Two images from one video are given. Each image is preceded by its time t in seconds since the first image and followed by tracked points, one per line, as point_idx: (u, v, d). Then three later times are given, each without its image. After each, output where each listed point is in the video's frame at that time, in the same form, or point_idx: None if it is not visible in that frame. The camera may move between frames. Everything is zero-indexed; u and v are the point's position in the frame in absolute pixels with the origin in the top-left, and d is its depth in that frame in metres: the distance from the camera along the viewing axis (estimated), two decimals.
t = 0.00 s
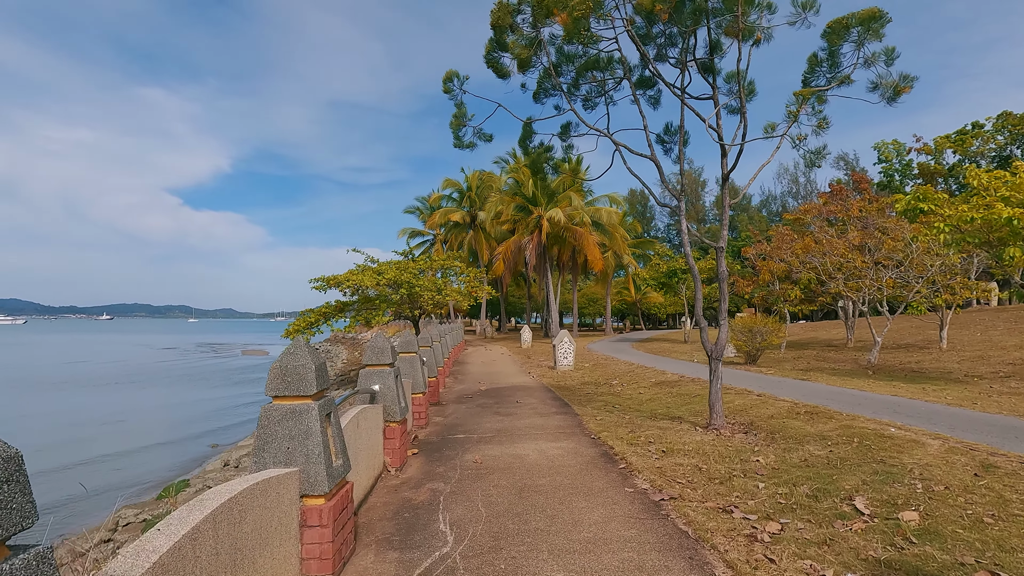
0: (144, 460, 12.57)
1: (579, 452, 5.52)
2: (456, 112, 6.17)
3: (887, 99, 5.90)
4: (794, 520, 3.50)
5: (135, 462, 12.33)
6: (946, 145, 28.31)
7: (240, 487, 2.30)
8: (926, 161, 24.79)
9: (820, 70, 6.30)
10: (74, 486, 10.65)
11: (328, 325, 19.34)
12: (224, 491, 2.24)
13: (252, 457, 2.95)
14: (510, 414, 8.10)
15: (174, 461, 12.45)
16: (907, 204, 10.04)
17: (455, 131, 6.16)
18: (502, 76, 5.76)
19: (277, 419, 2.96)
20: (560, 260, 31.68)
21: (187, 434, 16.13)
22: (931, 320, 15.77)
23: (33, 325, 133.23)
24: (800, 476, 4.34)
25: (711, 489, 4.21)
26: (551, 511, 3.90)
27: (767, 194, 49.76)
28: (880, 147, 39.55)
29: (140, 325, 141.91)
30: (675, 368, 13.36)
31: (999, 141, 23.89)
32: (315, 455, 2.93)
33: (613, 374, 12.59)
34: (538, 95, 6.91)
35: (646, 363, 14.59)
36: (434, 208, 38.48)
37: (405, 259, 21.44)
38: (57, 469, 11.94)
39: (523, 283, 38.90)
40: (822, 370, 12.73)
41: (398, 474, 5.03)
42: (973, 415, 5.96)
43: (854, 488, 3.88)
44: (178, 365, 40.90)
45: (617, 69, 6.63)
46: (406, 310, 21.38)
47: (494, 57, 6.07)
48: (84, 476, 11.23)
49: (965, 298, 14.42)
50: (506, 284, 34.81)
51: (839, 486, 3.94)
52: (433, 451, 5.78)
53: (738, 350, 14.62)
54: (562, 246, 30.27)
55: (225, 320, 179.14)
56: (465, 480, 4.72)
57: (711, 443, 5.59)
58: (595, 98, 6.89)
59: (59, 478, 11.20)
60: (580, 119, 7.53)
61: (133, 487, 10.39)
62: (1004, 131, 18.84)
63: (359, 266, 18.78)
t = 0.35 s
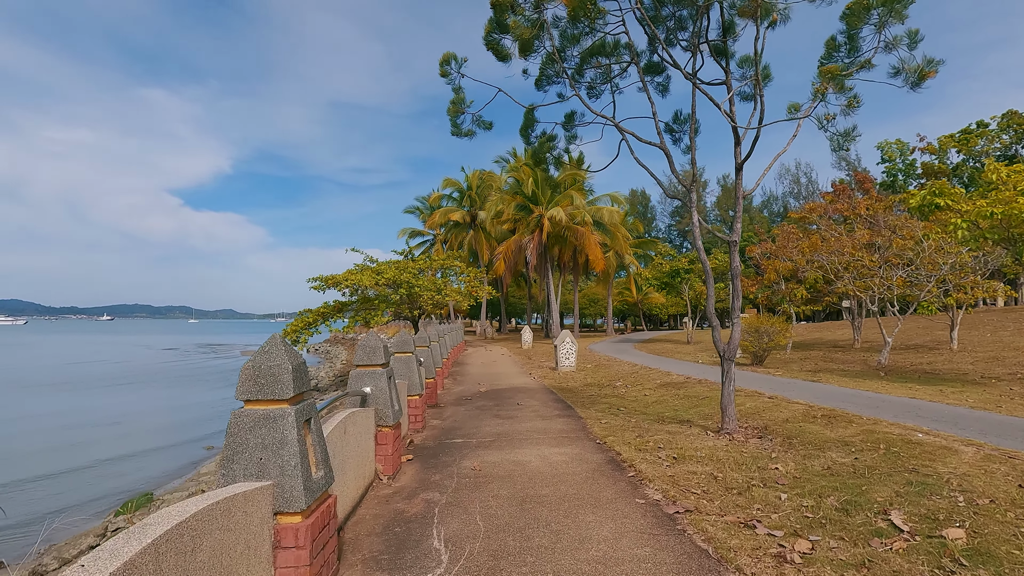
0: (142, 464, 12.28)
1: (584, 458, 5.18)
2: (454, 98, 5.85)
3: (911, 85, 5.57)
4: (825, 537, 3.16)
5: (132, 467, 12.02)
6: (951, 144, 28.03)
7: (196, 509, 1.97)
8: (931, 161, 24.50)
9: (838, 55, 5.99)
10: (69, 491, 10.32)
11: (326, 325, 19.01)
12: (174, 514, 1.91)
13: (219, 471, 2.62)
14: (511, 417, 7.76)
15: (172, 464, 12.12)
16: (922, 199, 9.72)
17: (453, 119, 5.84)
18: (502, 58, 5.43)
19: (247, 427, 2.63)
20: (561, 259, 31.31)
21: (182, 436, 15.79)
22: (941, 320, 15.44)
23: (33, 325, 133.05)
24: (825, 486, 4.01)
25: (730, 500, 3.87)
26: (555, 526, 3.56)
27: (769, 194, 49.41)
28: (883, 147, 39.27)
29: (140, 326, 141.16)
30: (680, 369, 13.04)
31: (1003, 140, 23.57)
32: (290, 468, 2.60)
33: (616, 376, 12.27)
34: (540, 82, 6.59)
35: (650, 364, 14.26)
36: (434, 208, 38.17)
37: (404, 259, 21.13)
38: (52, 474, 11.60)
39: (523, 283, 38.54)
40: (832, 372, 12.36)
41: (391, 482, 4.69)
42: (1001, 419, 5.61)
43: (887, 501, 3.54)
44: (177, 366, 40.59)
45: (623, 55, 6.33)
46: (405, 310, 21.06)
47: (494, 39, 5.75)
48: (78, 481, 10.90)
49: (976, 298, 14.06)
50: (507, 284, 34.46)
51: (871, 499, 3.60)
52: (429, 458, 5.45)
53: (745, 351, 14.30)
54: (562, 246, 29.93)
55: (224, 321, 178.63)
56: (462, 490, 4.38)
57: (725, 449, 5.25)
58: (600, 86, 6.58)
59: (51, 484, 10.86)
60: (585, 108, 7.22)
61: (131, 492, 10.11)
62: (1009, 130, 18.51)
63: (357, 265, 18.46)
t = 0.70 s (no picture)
0: (141, 467, 11.99)
1: (588, 473, 4.83)
2: (448, 86, 5.49)
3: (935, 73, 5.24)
4: (861, 571, 2.81)
5: (131, 471, 11.73)
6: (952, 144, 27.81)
7: (124, 564, 1.63)
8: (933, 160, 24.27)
9: (856, 43, 5.66)
10: (65, 499, 10.00)
11: (322, 326, 18.63)
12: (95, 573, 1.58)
13: (169, 503, 2.27)
14: (510, 424, 7.42)
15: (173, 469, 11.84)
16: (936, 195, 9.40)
17: (447, 109, 5.48)
18: (499, 43, 5.08)
19: (204, 454, 2.30)
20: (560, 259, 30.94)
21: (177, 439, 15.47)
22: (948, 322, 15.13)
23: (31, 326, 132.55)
24: (853, 508, 3.66)
25: (749, 524, 3.52)
26: (557, 555, 3.21)
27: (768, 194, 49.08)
28: (884, 146, 39.03)
29: (138, 326, 140.64)
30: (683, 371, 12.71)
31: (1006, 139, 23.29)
32: (253, 500, 2.27)
33: (617, 379, 11.94)
34: (540, 72, 6.24)
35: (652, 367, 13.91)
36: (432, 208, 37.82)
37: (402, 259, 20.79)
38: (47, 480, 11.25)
39: (522, 283, 38.19)
40: (840, 375, 12.01)
41: (379, 501, 4.33)
42: None
43: (925, 527, 3.20)
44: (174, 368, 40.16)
45: (628, 43, 5.98)
46: (403, 311, 20.71)
47: (491, 23, 5.40)
48: (71, 488, 10.58)
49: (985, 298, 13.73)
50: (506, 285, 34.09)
51: (907, 524, 3.26)
52: (422, 471, 5.10)
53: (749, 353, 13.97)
54: (561, 246, 29.58)
55: (222, 321, 178.03)
56: (455, 509, 4.03)
57: (738, 462, 4.91)
58: (603, 76, 6.25)
59: (43, 491, 10.52)
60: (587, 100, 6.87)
61: (129, 498, 9.82)
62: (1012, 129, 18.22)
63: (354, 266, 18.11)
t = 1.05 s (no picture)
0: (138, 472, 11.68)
1: (599, 482, 4.48)
2: (448, 67, 5.15)
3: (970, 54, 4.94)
4: None
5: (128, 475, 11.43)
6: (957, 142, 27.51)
7: None
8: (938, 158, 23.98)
9: (881, 23, 5.32)
10: (60, 505, 9.69)
11: (321, 327, 18.29)
12: None
13: (113, 530, 1.87)
14: (513, 427, 7.06)
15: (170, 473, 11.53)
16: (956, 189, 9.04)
17: (447, 91, 5.13)
18: (502, 18, 4.73)
19: (155, 471, 1.91)
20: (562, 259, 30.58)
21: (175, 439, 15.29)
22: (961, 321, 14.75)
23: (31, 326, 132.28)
24: (898, 524, 3.30)
25: (784, 542, 3.16)
26: None
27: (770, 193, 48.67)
28: (889, 144, 38.68)
29: (139, 326, 140.35)
30: (690, 372, 12.36)
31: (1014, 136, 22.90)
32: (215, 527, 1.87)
33: (623, 380, 11.59)
34: (545, 55, 5.89)
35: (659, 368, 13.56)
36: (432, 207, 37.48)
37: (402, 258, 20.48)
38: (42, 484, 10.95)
39: (523, 283, 37.84)
40: (853, 376, 11.63)
41: (372, 514, 3.96)
42: None
43: (989, 550, 2.83)
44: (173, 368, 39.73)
45: (640, 22, 5.63)
46: (403, 311, 20.37)
47: None
48: (66, 492, 10.28)
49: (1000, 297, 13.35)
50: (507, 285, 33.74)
51: (968, 547, 2.89)
52: (419, 481, 4.73)
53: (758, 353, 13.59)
54: (563, 245, 29.24)
55: (223, 322, 177.79)
56: (456, 524, 3.68)
57: (761, 470, 4.55)
58: (612, 58, 5.90)
59: (37, 496, 10.21)
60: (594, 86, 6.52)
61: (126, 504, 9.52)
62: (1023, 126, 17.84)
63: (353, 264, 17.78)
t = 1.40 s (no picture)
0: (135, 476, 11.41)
1: (610, 502, 4.14)
2: (447, 53, 4.81)
3: (1014, 39, 4.76)
4: None
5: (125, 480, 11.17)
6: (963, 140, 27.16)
7: None
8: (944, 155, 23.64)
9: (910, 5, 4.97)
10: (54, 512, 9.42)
11: (321, 328, 17.98)
12: None
13: None
14: (516, 436, 6.71)
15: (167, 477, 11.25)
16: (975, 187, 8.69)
17: (446, 79, 4.80)
18: None
19: (86, 518, 1.57)
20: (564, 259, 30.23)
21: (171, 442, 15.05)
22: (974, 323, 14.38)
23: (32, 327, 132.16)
24: (949, 555, 2.95)
25: None
26: None
27: (772, 194, 48.31)
28: (894, 143, 38.32)
29: (140, 327, 140.15)
30: (698, 376, 12.02)
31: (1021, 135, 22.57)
32: None
33: (629, 384, 11.24)
34: (550, 43, 5.56)
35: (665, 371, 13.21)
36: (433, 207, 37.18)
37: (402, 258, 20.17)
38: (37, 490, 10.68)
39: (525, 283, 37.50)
40: (866, 379, 11.27)
41: (364, 538, 3.62)
42: None
43: None
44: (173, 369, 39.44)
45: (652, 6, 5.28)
46: (403, 313, 20.05)
47: None
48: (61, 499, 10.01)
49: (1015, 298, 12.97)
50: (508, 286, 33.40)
51: None
52: (415, 499, 4.39)
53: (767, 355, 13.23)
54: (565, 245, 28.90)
55: (223, 322, 177.66)
56: (455, 552, 3.33)
57: (786, 487, 4.20)
58: (621, 45, 5.55)
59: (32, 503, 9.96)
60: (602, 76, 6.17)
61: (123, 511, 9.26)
62: None
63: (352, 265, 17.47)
